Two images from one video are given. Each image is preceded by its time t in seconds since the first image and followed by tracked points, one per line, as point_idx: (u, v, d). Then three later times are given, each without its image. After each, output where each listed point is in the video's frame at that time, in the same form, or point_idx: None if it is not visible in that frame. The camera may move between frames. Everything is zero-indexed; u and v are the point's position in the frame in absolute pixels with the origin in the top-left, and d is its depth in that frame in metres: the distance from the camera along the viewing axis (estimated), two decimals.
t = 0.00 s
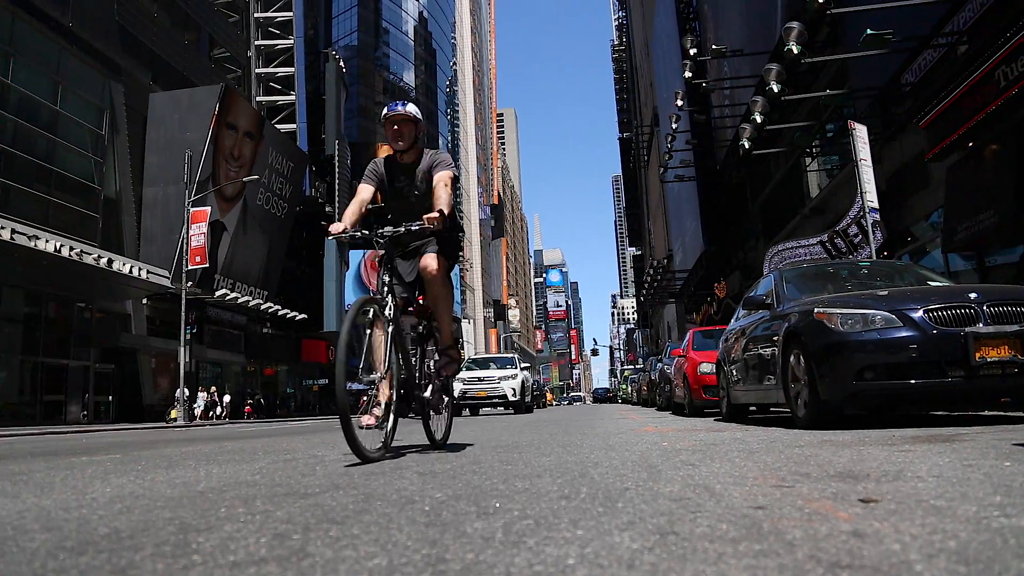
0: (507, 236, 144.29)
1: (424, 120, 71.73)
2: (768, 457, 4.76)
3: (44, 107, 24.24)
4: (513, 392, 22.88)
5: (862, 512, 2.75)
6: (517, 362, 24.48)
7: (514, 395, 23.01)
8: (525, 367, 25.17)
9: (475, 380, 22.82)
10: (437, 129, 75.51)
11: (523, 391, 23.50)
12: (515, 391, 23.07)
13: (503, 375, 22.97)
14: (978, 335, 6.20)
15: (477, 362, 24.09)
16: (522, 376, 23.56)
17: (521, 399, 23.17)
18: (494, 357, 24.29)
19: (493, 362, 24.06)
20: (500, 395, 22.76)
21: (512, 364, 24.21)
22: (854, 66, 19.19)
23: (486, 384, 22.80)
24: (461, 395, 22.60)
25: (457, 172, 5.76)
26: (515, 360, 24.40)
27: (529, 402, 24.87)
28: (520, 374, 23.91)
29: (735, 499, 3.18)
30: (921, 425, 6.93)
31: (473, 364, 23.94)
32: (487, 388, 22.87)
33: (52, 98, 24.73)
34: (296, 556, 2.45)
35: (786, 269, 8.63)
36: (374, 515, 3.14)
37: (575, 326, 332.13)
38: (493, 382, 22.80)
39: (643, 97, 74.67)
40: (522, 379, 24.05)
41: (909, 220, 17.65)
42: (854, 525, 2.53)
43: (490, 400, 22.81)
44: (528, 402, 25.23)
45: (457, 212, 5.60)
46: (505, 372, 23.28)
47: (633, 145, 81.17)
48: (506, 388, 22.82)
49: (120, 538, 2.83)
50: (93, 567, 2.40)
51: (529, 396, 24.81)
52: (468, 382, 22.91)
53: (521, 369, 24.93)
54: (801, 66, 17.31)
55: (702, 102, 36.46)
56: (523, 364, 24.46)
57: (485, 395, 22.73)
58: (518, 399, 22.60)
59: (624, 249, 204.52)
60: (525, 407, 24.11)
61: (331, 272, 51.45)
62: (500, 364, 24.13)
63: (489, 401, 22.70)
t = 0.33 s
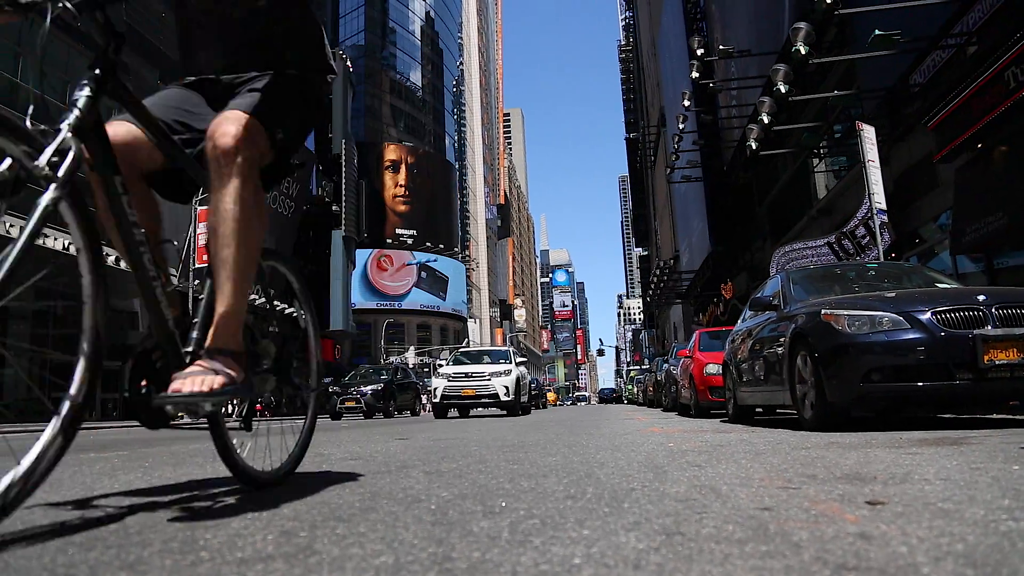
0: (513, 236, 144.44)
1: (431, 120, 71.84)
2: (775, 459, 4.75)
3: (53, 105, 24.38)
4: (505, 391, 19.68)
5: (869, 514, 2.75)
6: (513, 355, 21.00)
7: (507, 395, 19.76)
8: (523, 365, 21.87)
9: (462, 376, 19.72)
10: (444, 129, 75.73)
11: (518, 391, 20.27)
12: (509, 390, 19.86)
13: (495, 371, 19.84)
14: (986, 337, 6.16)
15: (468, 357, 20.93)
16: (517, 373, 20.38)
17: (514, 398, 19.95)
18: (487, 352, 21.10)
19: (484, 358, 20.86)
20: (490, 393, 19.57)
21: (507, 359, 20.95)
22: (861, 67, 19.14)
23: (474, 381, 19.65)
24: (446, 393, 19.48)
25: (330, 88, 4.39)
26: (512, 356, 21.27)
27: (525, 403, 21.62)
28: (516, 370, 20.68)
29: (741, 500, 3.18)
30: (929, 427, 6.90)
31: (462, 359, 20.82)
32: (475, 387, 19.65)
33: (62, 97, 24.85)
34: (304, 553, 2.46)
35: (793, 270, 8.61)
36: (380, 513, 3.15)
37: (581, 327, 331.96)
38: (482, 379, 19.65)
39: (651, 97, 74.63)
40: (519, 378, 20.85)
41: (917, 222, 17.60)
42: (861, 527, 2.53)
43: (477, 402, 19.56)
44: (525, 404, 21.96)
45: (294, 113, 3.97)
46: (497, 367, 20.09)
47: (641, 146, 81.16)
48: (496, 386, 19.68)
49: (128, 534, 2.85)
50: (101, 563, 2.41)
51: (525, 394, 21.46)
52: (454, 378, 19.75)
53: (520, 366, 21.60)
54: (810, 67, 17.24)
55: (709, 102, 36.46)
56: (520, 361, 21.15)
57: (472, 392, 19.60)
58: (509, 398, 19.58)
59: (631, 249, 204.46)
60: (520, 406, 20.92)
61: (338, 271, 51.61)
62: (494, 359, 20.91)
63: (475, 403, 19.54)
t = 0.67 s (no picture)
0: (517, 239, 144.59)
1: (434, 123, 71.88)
2: (778, 463, 4.74)
3: (58, 109, 24.46)
4: (488, 393, 15.42)
5: (872, 519, 2.73)
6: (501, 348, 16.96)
7: (491, 398, 15.51)
8: (513, 363, 17.76)
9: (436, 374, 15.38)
10: (448, 133, 75.90)
11: (504, 393, 16.21)
12: (494, 392, 15.59)
13: (477, 367, 15.62)
14: (990, 341, 6.14)
15: (447, 351, 16.60)
16: (503, 370, 16.17)
17: (499, 402, 15.75)
18: (470, 345, 16.86)
19: (466, 353, 16.52)
20: (470, 396, 15.31)
21: (494, 354, 16.73)
22: (865, 69, 19.09)
23: (451, 381, 15.33)
24: (416, 396, 15.17)
25: None
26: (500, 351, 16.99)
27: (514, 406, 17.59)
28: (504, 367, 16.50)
29: (744, 505, 3.17)
30: (933, 431, 6.86)
31: (436, 354, 16.50)
32: (453, 388, 15.27)
33: (66, 101, 24.93)
34: (305, 558, 2.47)
35: (796, 274, 8.59)
36: (382, 518, 3.14)
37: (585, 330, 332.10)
38: (460, 378, 15.37)
39: (654, 100, 74.61)
40: (506, 378, 16.63)
41: (921, 225, 17.55)
42: (864, 532, 2.51)
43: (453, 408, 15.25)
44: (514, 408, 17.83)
45: None
46: (479, 363, 15.89)
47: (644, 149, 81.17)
48: (478, 387, 15.41)
49: (129, 539, 2.85)
50: (102, 567, 2.41)
51: (515, 398, 17.55)
52: (426, 376, 15.38)
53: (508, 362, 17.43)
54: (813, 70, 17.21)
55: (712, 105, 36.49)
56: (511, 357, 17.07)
57: (448, 395, 15.24)
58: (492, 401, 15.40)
59: (635, 253, 204.55)
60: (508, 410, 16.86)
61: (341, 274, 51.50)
62: (475, 353, 16.61)
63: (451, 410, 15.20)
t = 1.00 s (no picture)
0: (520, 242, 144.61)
1: (438, 125, 72.01)
2: (779, 469, 4.74)
3: (64, 108, 24.55)
4: (456, 392, 12.95)
5: (873, 526, 2.73)
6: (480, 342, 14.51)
7: (461, 397, 13.08)
8: (493, 356, 15.24)
9: (395, 368, 12.88)
10: (452, 136, 76.03)
11: (479, 392, 13.81)
12: (465, 389, 13.14)
13: (446, 360, 13.13)
14: (993, 349, 6.13)
15: (414, 343, 14.14)
16: (479, 366, 13.68)
17: (471, 402, 13.27)
18: (443, 336, 14.41)
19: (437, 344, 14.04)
20: (435, 394, 12.81)
21: (471, 346, 14.23)
22: (870, 76, 19.09)
23: (413, 376, 12.84)
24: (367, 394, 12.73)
25: None
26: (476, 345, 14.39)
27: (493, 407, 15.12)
28: (481, 362, 14.06)
29: (745, 511, 3.16)
30: (935, 439, 6.86)
31: (405, 345, 13.93)
32: (414, 385, 12.78)
33: (71, 99, 24.97)
34: (303, 558, 2.46)
35: (799, 280, 8.58)
36: (382, 519, 3.14)
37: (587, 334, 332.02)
38: (423, 373, 12.85)
39: (659, 104, 74.63)
40: (483, 375, 13.99)
41: (925, 232, 17.53)
42: (865, 540, 2.50)
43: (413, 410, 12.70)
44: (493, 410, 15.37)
45: None
46: (448, 356, 13.32)
47: (648, 153, 81.17)
48: (445, 386, 12.93)
49: (130, 537, 2.85)
50: (101, 565, 2.41)
51: (494, 398, 15.13)
52: (384, 370, 12.90)
53: (488, 356, 14.88)
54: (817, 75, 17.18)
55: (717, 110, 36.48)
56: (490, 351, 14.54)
57: (408, 394, 12.71)
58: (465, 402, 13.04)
59: (638, 257, 204.52)
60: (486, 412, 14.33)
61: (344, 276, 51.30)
62: (448, 344, 14.16)
63: (411, 411, 12.71)
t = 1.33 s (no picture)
0: (523, 241, 144.50)
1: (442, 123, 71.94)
2: (780, 469, 4.74)
3: (68, 104, 24.56)
4: (405, 383, 9.76)
5: (874, 526, 2.73)
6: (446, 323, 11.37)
7: (413, 391, 9.88)
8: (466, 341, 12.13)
9: (327, 352, 9.85)
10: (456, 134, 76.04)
11: (440, 386, 10.58)
12: (418, 381, 9.94)
13: (393, 342, 10.00)
14: (996, 351, 6.12)
15: (361, 324, 11.02)
16: (439, 351, 10.48)
17: (427, 398, 10.01)
18: (396, 315, 11.22)
19: (389, 325, 10.91)
20: (377, 387, 9.68)
21: (432, 326, 11.04)
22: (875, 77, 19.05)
23: (350, 363, 9.78)
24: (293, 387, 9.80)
25: None
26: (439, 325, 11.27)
27: (466, 405, 11.92)
28: (444, 347, 10.85)
29: (746, 509, 3.17)
30: (937, 440, 6.86)
31: (352, 326, 10.91)
32: (352, 376, 9.69)
33: (76, 96, 25.01)
34: (305, 554, 2.47)
35: (803, 280, 8.58)
36: (383, 516, 3.14)
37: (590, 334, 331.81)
38: (363, 359, 9.77)
39: (663, 103, 74.51)
40: (447, 365, 10.85)
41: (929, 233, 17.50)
42: (865, 538, 2.51)
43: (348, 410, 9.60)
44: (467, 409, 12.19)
45: None
46: (399, 337, 10.17)
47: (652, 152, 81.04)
48: (391, 375, 9.74)
49: (131, 532, 2.85)
50: (104, 558, 2.42)
51: (467, 394, 11.94)
52: (313, 357, 9.89)
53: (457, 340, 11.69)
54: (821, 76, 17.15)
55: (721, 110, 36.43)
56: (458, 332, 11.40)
57: (343, 387, 9.65)
58: (417, 398, 9.85)
59: (641, 256, 204.42)
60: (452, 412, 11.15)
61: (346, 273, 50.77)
62: (403, 326, 10.99)
63: (346, 409, 9.59)
